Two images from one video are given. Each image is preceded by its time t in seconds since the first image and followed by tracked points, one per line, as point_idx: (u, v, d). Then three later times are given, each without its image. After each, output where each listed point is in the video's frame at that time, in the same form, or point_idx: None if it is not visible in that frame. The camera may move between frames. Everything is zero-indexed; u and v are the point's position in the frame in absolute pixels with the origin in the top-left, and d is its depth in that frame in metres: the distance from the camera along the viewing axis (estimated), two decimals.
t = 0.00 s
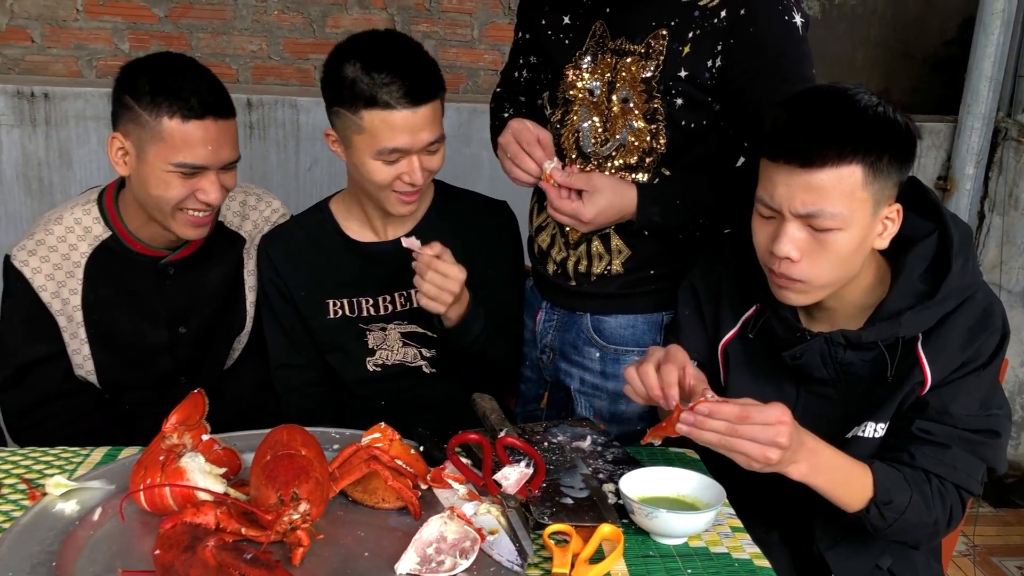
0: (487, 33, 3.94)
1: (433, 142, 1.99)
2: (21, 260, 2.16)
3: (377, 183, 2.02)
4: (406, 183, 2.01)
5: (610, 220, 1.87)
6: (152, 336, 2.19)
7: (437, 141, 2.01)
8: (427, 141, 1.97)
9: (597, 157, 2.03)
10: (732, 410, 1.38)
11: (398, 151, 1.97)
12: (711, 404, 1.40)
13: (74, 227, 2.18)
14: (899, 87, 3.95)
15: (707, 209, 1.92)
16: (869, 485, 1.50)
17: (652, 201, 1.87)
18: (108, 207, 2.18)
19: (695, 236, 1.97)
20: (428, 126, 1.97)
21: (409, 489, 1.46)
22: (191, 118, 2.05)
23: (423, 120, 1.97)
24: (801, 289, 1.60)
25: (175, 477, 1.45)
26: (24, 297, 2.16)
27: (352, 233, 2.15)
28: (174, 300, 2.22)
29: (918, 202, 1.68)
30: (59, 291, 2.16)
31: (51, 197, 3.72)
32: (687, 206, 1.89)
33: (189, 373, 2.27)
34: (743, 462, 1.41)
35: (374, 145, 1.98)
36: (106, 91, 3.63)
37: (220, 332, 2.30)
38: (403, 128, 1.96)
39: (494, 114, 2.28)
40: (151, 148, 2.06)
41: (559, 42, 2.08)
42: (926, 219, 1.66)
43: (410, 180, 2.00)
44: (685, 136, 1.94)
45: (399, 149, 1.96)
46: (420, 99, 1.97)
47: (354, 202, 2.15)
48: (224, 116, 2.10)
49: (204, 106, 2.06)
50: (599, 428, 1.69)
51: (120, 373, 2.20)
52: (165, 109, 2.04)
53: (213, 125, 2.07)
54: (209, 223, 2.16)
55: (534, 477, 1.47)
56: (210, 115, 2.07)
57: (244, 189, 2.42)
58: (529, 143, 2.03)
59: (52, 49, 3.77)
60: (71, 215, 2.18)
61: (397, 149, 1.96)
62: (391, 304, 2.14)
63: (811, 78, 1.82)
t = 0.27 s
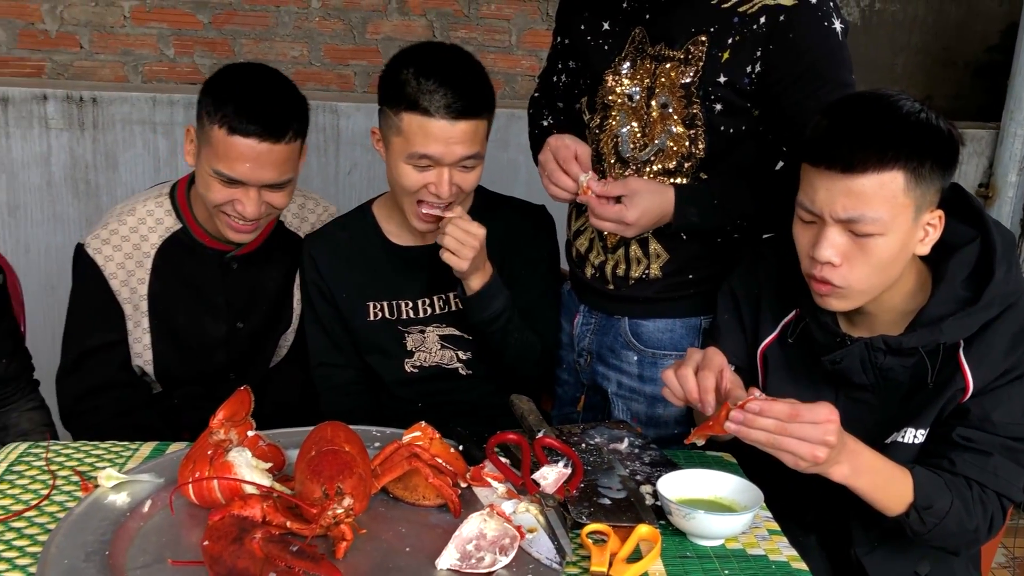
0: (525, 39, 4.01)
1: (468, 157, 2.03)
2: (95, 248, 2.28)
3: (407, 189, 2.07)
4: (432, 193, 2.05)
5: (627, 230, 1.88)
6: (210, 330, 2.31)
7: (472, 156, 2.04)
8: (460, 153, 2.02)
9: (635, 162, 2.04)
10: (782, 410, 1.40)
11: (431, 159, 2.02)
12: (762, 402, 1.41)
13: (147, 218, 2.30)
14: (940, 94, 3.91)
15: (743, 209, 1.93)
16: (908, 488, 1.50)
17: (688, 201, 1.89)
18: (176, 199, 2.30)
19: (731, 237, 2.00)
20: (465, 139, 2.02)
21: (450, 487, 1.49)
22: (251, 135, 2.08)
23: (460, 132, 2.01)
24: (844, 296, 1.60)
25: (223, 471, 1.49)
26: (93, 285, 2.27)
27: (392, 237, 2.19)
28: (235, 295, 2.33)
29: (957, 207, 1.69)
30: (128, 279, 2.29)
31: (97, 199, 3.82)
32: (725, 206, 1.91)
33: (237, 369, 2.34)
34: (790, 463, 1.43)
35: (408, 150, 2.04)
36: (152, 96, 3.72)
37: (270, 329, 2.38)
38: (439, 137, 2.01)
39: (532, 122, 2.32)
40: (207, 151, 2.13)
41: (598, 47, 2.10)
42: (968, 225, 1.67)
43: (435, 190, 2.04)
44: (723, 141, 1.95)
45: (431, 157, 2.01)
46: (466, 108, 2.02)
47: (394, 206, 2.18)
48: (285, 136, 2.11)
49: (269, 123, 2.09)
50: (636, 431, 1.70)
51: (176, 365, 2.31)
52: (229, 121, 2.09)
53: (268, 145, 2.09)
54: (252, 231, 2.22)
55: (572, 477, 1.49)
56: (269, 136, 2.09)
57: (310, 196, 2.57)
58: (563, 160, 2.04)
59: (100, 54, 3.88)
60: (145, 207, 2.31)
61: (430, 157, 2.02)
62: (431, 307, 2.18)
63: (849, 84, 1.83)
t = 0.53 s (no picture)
0: (566, 43, 4.07)
1: (506, 166, 2.07)
2: (167, 233, 2.46)
3: (446, 192, 2.11)
4: (469, 199, 2.09)
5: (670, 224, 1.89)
6: (270, 320, 2.44)
7: (510, 165, 2.08)
8: (499, 161, 2.05)
9: (680, 166, 2.07)
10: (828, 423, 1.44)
11: (468, 165, 2.06)
12: (801, 407, 1.43)
13: (218, 208, 2.46)
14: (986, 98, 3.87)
15: (788, 206, 1.94)
16: (962, 493, 1.50)
17: (729, 196, 1.90)
18: (251, 192, 2.46)
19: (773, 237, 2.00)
20: (504, 148, 2.05)
21: (496, 484, 1.52)
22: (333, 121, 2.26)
23: (501, 142, 2.05)
24: (894, 300, 1.60)
25: (276, 464, 1.53)
26: (162, 268, 2.45)
27: (437, 237, 2.24)
28: (296, 287, 2.45)
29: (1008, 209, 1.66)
30: (195, 266, 2.44)
31: (147, 200, 3.92)
32: (767, 201, 1.92)
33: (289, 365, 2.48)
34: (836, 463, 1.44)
35: (447, 153, 2.09)
36: (201, 99, 3.82)
37: (325, 330, 2.51)
38: (479, 144, 2.04)
39: (580, 130, 2.36)
40: (289, 138, 2.32)
41: (643, 52, 2.13)
42: (1019, 229, 1.65)
43: (473, 197, 2.08)
44: (768, 144, 1.96)
45: (469, 163, 2.05)
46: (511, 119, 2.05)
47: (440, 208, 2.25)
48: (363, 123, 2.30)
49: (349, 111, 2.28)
50: (680, 432, 1.73)
51: (234, 355, 2.45)
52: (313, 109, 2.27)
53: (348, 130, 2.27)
54: (327, 219, 2.36)
55: (617, 475, 1.53)
56: (348, 120, 2.27)
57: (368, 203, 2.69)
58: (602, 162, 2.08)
59: (150, 59, 3.98)
60: (218, 197, 2.48)
61: (468, 163, 2.05)
62: (476, 304, 2.22)
63: (895, 87, 1.83)
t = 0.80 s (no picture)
0: (607, 47, 4.09)
1: (549, 169, 2.10)
2: (231, 215, 2.54)
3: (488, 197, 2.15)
4: (513, 203, 2.12)
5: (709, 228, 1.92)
6: (318, 311, 2.53)
7: (553, 167, 2.11)
8: (541, 165, 2.09)
9: (723, 171, 2.08)
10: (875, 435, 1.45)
11: (510, 170, 2.09)
12: (840, 411, 1.43)
13: (279, 197, 2.56)
14: None
15: (830, 216, 1.98)
16: (1011, 498, 1.53)
17: (775, 205, 1.95)
18: (310, 184, 2.56)
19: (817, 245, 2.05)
20: (547, 152, 2.09)
21: (540, 483, 1.54)
22: (389, 104, 2.36)
23: (542, 147, 2.08)
24: (940, 304, 1.58)
25: (326, 459, 1.57)
26: (228, 248, 2.53)
27: (479, 239, 2.27)
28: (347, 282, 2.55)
29: None
30: (256, 251, 2.53)
31: (193, 201, 4.01)
32: (810, 212, 1.96)
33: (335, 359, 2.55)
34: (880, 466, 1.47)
35: (490, 160, 2.13)
36: (247, 103, 3.90)
37: (371, 328, 2.57)
38: (520, 150, 2.08)
39: (623, 135, 2.37)
40: (346, 125, 2.41)
41: (687, 55, 2.14)
42: None
43: (515, 202, 2.11)
44: (812, 149, 1.99)
45: (510, 168, 2.09)
46: (551, 124, 2.08)
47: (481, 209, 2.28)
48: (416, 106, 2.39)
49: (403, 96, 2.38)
50: (722, 435, 1.75)
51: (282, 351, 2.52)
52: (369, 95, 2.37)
53: (403, 111, 2.37)
54: (390, 203, 2.43)
55: (659, 477, 1.54)
56: (405, 102, 2.37)
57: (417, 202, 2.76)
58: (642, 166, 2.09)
59: (197, 63, 4.07)
60: (279, 187, 2.58)
61: (510, 169, 2.09)
62: (517, 306, 2.26)
63: (942, 92, 1.84)
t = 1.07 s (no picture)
0: (643, 52, 4.11)
1: (586, 173, 2.12)
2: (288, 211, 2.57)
3: (529, 205, 2.19)
4: (553, 210, 2.15)
5: (747, 232, 1.96)
6: (363, 311, 2.61)
7: (591, 171, 2.13)
8: (578, 170, 2.11)
9: (763, 175, 2.13)
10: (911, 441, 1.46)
11: (548, 176, 2.12)
12: (868, 407, 1.45)
13: (333, 197, 2.63)
14: None
15: (871, 223, 2.00)
16: None
17: (814, 213, 1.97)
18: (363, 186, 2.62)
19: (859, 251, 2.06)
20: (583, 157, 2.11)
21: (581, 484, 1.57)
22: (427, 108, 2.39)
23: (578, 151, 2.10)
24: (984, 309, 1.58)
25: (370, 456, 1.60)
26: (281, 241, 2.54)
27: (516, 242, 2.32)
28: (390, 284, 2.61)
29: None
30: (311, 248, 2.57)
31: (233, 204, 4.08)
32: (851, 219, 1.98)
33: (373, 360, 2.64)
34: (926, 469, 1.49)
35: (527, 166, 2.15)
36: (287, 107, 3.96)
37: (411, 330, 2.66)
38: (557, 155, 2.11)
39: (661, 138, 2.42)
40: (389, 128, 2.46)
41: (728, 60, 2.20)
42: None
43: (555, 208, 2.14)
44: (853, 154, 2.00)
45: (548, 174, 2.12)
46: (585, 130, 2.10)
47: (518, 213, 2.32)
48: (457, 111, 2.41)
49: (444, 100, 2.40)
50: (761, 438, 1.76)
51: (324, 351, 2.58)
52: (410, 99, 2.41)
53: (441, 116, 2.39)
54: (423, 209, 2.44)
55: (699, 480, 1.56)
56: (444, 108, 2.39)
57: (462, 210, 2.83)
58: (687, 172, 2.13)
59: (238, 67, 4.14)
60: (333, 188, 2.64)
61: (548, 175, 2.12)
62: (554, 309, 2.29)
63: (987, 96, 1.86)
